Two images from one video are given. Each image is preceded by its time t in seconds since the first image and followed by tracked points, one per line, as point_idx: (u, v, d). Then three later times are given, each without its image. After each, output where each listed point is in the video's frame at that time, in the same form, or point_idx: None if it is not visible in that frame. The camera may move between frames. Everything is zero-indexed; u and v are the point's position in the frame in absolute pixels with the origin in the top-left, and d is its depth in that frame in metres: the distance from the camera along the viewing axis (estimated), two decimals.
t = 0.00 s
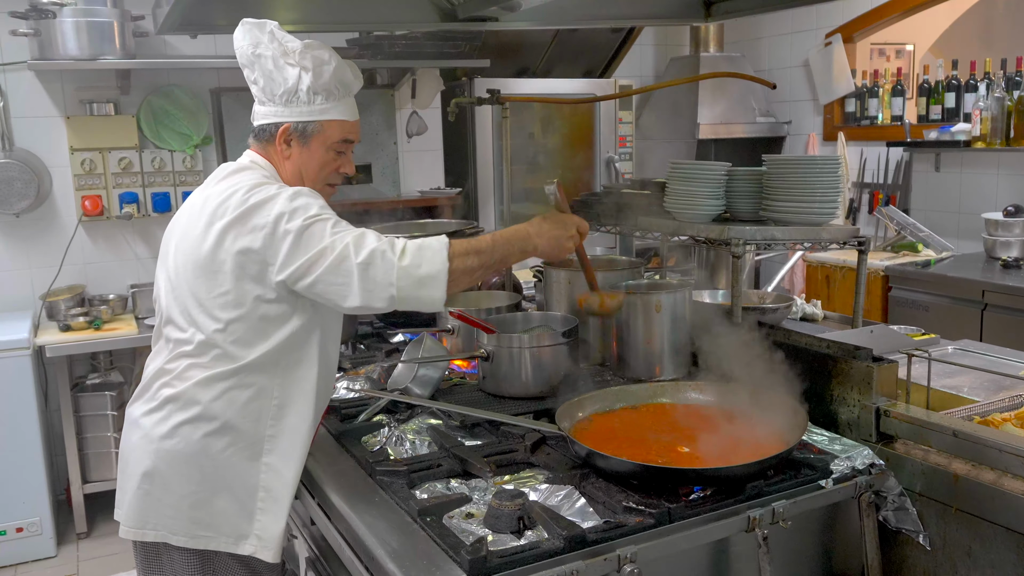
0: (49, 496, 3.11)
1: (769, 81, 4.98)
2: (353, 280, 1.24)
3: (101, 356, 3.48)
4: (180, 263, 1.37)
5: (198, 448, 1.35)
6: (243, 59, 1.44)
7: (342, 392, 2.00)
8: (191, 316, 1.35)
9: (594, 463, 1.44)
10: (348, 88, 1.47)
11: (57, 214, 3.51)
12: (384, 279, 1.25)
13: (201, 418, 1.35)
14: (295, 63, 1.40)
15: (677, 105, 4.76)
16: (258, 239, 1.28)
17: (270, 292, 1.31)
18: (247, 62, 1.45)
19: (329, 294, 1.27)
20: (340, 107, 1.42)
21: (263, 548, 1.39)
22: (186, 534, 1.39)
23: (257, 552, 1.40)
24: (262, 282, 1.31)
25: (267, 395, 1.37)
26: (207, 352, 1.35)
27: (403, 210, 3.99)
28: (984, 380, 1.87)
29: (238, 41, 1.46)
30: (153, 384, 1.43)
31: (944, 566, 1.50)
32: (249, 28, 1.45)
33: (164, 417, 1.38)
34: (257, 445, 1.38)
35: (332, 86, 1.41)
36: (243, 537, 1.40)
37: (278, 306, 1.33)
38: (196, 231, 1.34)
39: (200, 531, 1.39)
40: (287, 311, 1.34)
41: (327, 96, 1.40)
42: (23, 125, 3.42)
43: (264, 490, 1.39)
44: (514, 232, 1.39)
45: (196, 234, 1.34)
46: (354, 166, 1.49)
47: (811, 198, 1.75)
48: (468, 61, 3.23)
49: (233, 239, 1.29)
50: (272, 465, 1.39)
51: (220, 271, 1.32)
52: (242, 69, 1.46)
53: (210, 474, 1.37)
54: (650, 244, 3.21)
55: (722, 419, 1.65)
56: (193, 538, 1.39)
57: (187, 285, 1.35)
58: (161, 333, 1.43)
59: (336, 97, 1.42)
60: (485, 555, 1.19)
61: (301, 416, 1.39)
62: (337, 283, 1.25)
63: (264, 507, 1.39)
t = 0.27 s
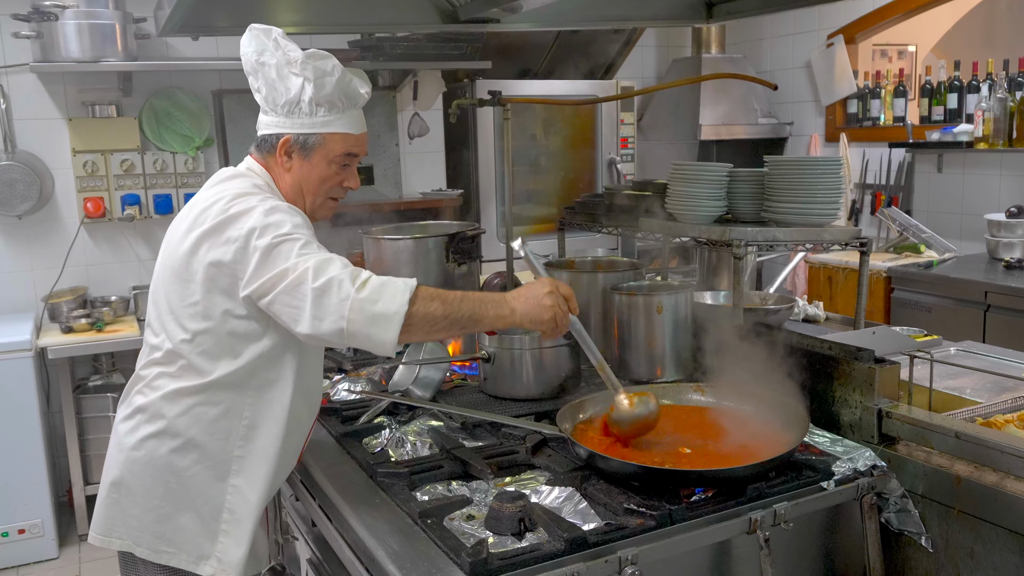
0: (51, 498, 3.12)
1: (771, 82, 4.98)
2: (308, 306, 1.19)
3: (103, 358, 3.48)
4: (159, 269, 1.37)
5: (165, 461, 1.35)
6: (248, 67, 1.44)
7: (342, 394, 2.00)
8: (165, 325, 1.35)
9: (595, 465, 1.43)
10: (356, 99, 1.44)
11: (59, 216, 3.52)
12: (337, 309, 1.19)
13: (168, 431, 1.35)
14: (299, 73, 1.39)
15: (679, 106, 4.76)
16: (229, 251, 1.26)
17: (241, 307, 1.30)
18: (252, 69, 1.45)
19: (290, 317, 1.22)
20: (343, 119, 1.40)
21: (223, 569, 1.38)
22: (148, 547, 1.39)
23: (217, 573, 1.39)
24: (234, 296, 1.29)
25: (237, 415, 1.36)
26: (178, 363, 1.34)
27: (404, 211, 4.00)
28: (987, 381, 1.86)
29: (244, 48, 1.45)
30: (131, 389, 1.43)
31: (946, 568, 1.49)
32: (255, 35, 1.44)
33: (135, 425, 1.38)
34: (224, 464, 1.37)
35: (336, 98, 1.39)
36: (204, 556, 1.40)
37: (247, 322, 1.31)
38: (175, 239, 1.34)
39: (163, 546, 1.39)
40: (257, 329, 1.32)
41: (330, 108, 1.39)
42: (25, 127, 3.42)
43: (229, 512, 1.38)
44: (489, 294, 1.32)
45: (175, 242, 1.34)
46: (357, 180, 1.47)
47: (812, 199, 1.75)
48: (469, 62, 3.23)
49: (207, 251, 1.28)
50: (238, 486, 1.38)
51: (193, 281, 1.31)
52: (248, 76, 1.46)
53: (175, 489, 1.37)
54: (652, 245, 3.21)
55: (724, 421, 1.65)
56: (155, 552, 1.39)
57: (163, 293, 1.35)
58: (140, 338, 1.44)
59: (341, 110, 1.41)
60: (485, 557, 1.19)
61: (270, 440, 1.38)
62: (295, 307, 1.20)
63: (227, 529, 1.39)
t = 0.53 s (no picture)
0: (52, 499, 3.12)
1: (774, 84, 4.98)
2: (319, 312, 1.18)
3: (105, 359, 3.48)
4: (160, 275, 1.37)
5: (155, 473, 1.35)
6: (253, 73, 1.43)
7: (344, 395, 2.00)
8: (164, 331, 1.35)
9: (597, 467, 1.43)
10: (362, 107, 1.46)
11: (62, 217, 3.52)
12: (350, 316, 1.19)
13: (161, 443, 1.35)
14: (308, 80, 1.40)
15: (681, 108, 4.76)
16: (236, 262, 1.27)
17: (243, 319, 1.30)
18: (257, 75, 1.44)
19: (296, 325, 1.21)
20: (352, 126, 1.41)
21: None
22: (132, 559, 1.39)
23: None
24: (236, 305, 1.30)
25: (233, 433, 1.36)
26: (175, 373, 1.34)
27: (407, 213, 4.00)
28: (990, 384, 1.86)
29: (249, 54, 1.44)
30: (125, 394, 1.43)
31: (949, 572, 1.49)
32: (260, 41, 1.44)
33: (126, 433, 1.38)
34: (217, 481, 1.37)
35: (344, 105, 1.40)
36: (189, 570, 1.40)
37: (246, 336, 1.31)
38: (178, 247, 1.34)
39: (147, 558, 1.39)
40: (255, 345, 1.32)
41: (339, 116, 1.39)
42: (27, 129, 3.43)
43: (217, 529, 1.38)
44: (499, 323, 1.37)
45: (178, 249, 1.34)
46: (364, 188, 1.48)
47: (814, 201, 1.74)
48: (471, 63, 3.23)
49: (212, 260, 1.29)
50: (228, 505, 1.38)
51: (195, 288, 1.31)
52: (252, 83, 1.45)
53: (163, 502, 1.37)
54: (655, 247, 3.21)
55: (728, 423, 1.65)
56: (138, 564, 1.40)
57: (164, 300, 1.35)
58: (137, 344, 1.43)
59: (349, 117, 1.42)
60: (487, 559, 1.18)
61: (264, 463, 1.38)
62: (303, 312, 1.20)
63: (214, 545, 1.39)
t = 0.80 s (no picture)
0: (55, 500, 3.13)
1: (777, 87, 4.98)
2: (361, 314, 1.25)
3: (109, 361, 3.49)
4: (172, 276, 1.36)
5: (181, 472, 1.35)
6: (240, 73, 1.42)
7: (347, 397, 2.00)
8: (180, 332, 1.35)
9: (600, 470, 1.43)
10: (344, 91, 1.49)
11: (66, 219, 3.53)
12: (393, 310, 1.27)
13: (185, 443, 1.35)
14: (298, 73, 1.41)
15: (685, 110, 4.77)
16: (257, 261, 1.28)
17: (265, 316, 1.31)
18: (241, 75, 1.43)
19: (337, 326, 1.27)
20: (345, 112, 1.45)
21: None
22: (163, 559, 1.39)
23: None
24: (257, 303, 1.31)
25: (257, 426, 1.36)
26: (196, 373, 1.34)
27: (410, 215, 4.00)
28: (993, 387, 1.86)
29: (231, 54, 1.43)
30: (138, 398, 1.42)
31: None
32: (240, 41, 1.43)
33: (147, 437, 1.37)
34: (241, 475, 1.37)
35: (334, 93, 1.43)
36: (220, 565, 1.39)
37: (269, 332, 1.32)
38: (192, 248, 1.34)
39: (177, 557, 1.39)
40: (278, 339, 1.33)
41: (334, 103, 1.42)
42: (32, 131, 3.43)
43: (245, 523, 1.38)
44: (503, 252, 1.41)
45: (192, 251, 1.34)
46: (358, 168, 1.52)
47: (817, 205, 1.74)
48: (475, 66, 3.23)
49: (230, 260, 1.29)
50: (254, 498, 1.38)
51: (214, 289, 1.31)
52: (235, 83, 1.44)
53: (190, 500, 1.37)
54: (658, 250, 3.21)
55: (731, 426, 1.65)
56: (170, 564, 1.39)
57: (179, 301, 1.35)
58: (147, 346, 1.42)
59: (340, 104, 1.45)
60: (490, 562, 1.19)
61: (289, 450, 1.38)
62: (343, 314, 1.25)
63: (244, 538, 1.39)
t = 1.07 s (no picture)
0: (58, 502, 3.13)
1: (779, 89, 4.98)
2: (412, 264, 1.42)
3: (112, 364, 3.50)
4: (196, 265, 1.38)
5: (215, 446, 1.36)
6: (229, 84, 1.44)
7: (350, 400, 2.00)
8: (210, 314, 1.36)
9: (602, 472, 1.43)
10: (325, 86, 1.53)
11: (69, 221, 3.54)
12: (440, 257, 1.46)
13: (219, 415, 1.36)
14: (284, 75, 1.44)
15: (687, 112, 4.77)
16: (300, 237, 1.35)
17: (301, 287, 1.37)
18: (227, 85, 1.45)
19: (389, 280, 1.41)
20: (331, 106, 1.49)
21: (280, 538, 1.41)
22: (200, 534, 1.38)
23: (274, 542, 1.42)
24: (293, 277, 1.36)
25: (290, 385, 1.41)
26: (229, 349, 1.36)
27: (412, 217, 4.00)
28: (996, 389, 1.86)
29: (215, 66, 1.45)
30: (156, 390, 1.41)
31: None
32: (223, 54, 1.45)
33: (174, 420, 1.36)
34: (274, 438, 1.40)
35: (320, 90, 1.48)
36: (258, 530, 1.41)
37: (304, 304, 1.38)
38: (221, 234, 1.37)
39: (216, 529, 1.39)
40: (311, 308, 1.40)
41: (321, 100, 1.47)
42: (35, 134, 3.44)
43: (275, 482, 1.40)
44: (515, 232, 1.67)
45: (219, 237, 1.37)
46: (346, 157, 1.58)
47: (818, 207, 1.74)
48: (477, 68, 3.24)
49: (270, 242, 1.35)
50: (285, 458, 1.41)
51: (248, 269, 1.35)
52: (221, 93, 1.46)
53: (225, 469, 1.37)
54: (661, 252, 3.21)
55: (733, 428, 1.65)
56: (209, 537, 1.39)
57: (208, 285, 1.36)
58: (163, 338, 1.42)
59: (326, 100, 1.49)
60: (492, 565, 1.19)
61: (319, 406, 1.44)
62: (394, 269, 1.40)
63: (275, 496, 1.40)
